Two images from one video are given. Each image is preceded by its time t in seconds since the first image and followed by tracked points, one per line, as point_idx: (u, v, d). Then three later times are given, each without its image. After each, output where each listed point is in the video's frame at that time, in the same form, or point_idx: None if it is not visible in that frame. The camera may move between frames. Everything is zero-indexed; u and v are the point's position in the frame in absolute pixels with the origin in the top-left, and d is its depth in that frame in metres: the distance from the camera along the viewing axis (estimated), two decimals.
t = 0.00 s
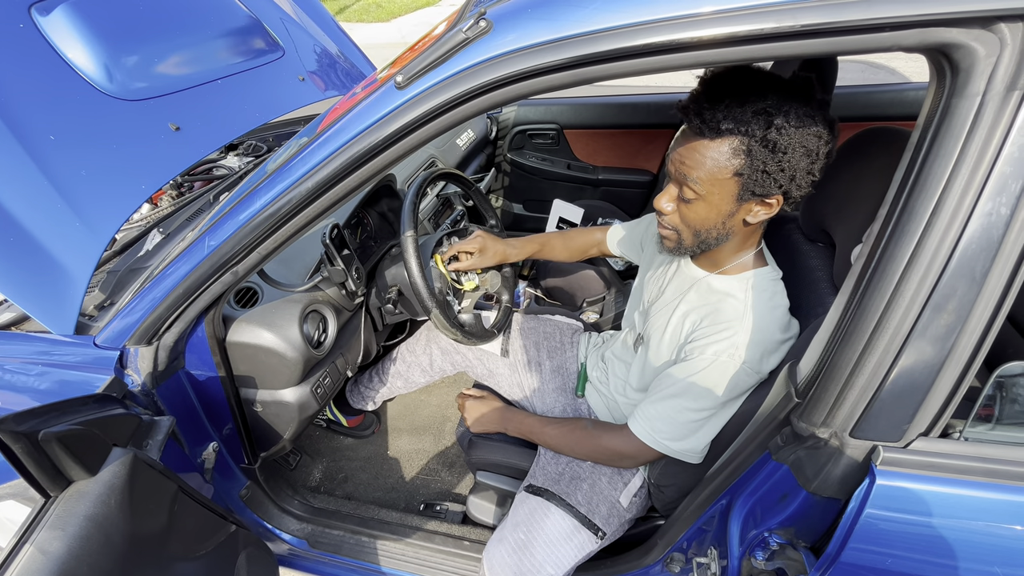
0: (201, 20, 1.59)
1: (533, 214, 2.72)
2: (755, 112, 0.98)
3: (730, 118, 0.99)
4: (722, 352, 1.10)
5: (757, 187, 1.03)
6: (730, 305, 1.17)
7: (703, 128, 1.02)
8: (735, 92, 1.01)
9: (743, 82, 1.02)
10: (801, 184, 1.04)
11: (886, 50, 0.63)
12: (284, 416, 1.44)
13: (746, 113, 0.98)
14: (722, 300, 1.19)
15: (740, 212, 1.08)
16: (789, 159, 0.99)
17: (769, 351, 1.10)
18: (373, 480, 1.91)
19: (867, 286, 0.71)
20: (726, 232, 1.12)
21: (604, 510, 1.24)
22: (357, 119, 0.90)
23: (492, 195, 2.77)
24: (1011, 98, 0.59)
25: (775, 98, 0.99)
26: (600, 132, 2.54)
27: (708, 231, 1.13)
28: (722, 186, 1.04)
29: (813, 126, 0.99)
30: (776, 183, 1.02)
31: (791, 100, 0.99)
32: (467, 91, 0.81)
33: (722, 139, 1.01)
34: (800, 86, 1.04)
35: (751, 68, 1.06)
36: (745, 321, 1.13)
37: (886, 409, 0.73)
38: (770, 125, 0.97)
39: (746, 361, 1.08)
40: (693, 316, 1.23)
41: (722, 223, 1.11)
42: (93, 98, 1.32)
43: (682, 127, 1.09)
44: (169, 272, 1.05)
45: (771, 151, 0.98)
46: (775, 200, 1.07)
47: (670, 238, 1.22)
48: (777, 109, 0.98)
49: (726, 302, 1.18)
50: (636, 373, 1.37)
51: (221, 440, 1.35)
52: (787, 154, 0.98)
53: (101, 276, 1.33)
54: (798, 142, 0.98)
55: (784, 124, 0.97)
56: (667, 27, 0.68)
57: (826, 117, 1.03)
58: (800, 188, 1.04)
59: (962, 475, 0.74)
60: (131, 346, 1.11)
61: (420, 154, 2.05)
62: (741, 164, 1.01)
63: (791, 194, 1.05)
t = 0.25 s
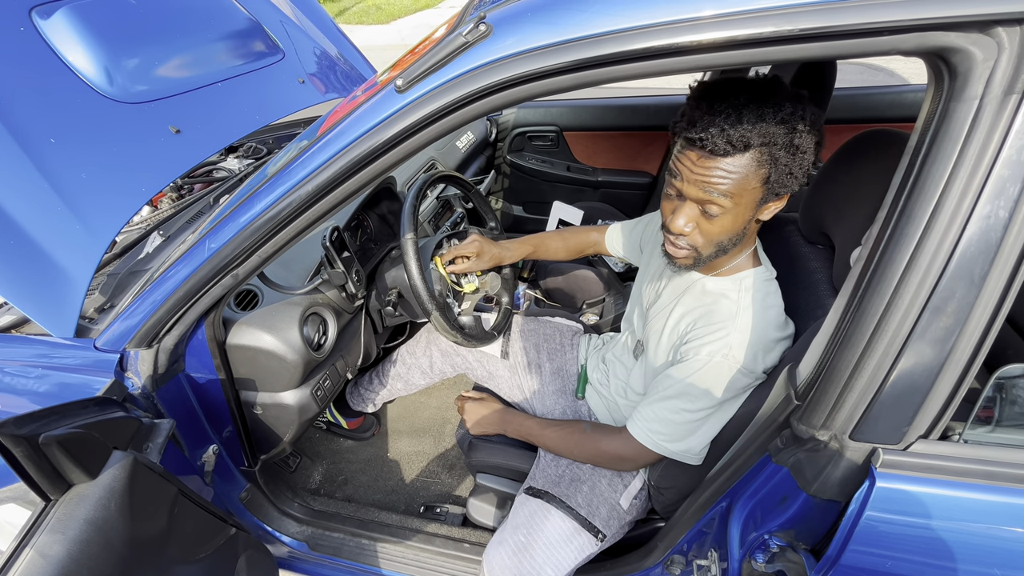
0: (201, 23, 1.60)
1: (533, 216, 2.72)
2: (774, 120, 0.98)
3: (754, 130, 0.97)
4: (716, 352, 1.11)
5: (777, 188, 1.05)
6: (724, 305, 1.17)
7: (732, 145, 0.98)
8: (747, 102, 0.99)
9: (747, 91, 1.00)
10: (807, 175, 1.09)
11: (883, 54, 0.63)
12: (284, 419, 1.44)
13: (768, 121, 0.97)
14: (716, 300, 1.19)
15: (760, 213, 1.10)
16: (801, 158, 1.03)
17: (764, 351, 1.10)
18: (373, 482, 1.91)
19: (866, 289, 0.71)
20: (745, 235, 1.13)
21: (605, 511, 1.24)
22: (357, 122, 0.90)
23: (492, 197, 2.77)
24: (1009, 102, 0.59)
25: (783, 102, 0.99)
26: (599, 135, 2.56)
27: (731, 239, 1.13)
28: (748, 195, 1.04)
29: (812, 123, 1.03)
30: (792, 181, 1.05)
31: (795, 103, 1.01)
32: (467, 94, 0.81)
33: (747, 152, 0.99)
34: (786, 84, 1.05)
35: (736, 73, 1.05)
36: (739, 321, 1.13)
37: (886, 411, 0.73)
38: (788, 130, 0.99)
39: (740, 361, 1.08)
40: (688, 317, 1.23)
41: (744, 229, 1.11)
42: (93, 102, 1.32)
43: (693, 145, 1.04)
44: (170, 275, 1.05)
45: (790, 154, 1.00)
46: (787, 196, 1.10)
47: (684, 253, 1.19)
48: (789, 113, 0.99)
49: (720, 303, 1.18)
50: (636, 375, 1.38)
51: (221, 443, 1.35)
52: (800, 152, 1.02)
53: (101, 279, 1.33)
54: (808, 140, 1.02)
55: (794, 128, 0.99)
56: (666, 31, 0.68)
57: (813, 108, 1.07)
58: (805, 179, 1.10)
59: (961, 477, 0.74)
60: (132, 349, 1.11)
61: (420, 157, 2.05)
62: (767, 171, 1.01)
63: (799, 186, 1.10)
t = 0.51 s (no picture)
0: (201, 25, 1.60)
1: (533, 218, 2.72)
2: (739, 105, 1.04)
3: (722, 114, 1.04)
4: (717, 347, 1.11)
5: (759, 166, 1.08)
6: (726, 301, 1.18)
7: (703, 126, 1.04)
8: (710, 94, 1.06)
9: (710, 85, 1.08)
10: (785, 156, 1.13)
11: (882, 56, 0.63)
12: (284, 420, 1.44)
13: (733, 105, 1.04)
14: (717, 296, 1.20)
15: (747, 195, 1.12)
16: (775, 139, 1.08)
17: (765, 346, 1.11)
18: (373, 484, 1.91)
19: (866, 290, 0.71)
20: (738, 222, 1.15)
21: (604, 514, 1.24)
22: (357, 124, 0.90)
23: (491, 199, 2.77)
24: (1007, 104, 0.59)
25: (744, 91, 1.07)
26: (598, 136, 2.56)
27: (725, 225, 1.13)
28: (731, 174, 1.07)
29: (777, 109, 1.09)
30: (771, 160, 1.09)
31: (756, 93, 1.08)
32: (467, 96, 0.81)
33: (721, 133, 1.04)
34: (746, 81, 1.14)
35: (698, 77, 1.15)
36: (740, 317, 1.14)
37: (885, 413, 0.73)
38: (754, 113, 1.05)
39: (741, 356, 1.09)
40: (688, 313, 1.23)
41: (735, 211, 1.12)
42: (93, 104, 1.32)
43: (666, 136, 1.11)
44: (169, 276, 1.05)
45: (762, 134, 1.05)
46: (771, 177, 1.13)
47: (681, 248, 1.19)
48: (750, 101, 1.06)
49: (721, 298, 1.19)
50: (637, 376, 1.38)
51: (220, 445, 1.35)
52: (772, 131, 1.07)
53: (101, 281, 1.33)
54: (776, 121, 1.08)
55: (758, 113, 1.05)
56: (666, 33, 0.68)
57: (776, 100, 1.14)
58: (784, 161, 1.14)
59: (962, 479, 0.74)
60: (130, 352, 1.11)
61: (419, 158, 2.06)
62: (745, 148, 1.05)
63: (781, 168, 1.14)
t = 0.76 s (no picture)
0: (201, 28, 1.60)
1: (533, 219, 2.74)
2: (713, 109, 1.05)
3: (698, 118, 1.04)
4: (715, 347, 1.11)
5: (741, 165, 1.09)
6: (722, 301, 1.18)
7: (681, 131, 1.04)
8: (684, 101, 1.07)
9: (683, 92, 1.09)
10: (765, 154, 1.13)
11: (882, 59, 0.63)
12: (284, 422, 1.44)
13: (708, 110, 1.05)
14: (711, 297, 1.20)
15: (732, 194, 1.12)
16: (753, 138, 1.08)
17: (762, 345, 1.12)
18: (373, 485, 1.91)
19: (865, 293, 0.71)
20: (725, 222, 1.14)
21: (605, 515, 1.24)
22: (357, 127, 0.91)
23: (491, 200, 2.77)
24: (1005, 107, 0.59)
25: (717, 96, 1.08)
26: (598, 137, 2.54)
27: (713, 225, 1.13)
28: (714, 176, 1.07)
29: (752, 110, 1.10)
30: (752, 159, 1.10)
31: (730, 96, 1.09)
32: (467, 99, 0.81)
33: (700, 137, 1.04)
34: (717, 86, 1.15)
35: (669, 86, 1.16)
36: (738, 317, 1.14)
37: (885, 415, 0.73)
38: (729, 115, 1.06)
39: (741, 356, 1.09)
40: (686, 313, 1.23)
41: (722, 211, 1.12)
42: (93, 107, 1.32)
43: (645, 145, 1.11)
44: (170, 279, 1.06)
45: (740, 134, 1.06)
46: (753, 175, 1.14)
47: (672, 253, 1.18)
48: (725, 104, 1.07)
49: (716, 299, 1.19)
50: (637, 379, 1.38)
51: (221, 447, 1.35)
52: (750, 131, 1.07)
53: (101, 283, 1.33)
54: (752, 120, 1.09)
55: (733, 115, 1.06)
56: (666, 36, 0.68)
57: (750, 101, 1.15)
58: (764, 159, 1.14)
59: (963, 481, 0.74)
60: (131, 354, 1.10)
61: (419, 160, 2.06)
62: (724, 149, 1.05)
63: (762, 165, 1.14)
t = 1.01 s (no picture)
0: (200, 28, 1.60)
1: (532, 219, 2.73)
2: (716, 107, 1.05)
3: (700, 117, 1.04)
4: (716, 347, 1.11)
5: (742, 165, 1.08)
6: (722, 302, 1.18)
7: (683, 129, 1.05)
8: (687, 100, 1.07)
9: (688, 91, 1.09)
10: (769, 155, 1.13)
11: (881, 59, 0.63)
12: (284, 423, 1.43)
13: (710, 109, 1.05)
14: (712, 297, 1.20)
15: (732, 194, 1.12)
16: (755, 138, 1.08)
17: (762, 346, 1.12)
18: (372, 486, 1.91)
19: (865, 293, 0.71)
20: (726, 221, 1.14)
21: (605, 516, 1.24)
22: (356, 127, 0.90)
23: (491, 201, 2.77)
24: (1005, 107, 0.59)
25: (720, 95, 1.08)
26: (598, 137, 2.54)
27: (713, 225, 1.13)
28: (715, 175, 1.07)
29: (755, 110, 1.10)
30: (754, 160, 1.09)
31: (733, 95, 1.09)
32: (466, 100, 0.81)
33: (701, 136, 1.05)
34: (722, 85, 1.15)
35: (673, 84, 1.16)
36: (738, 318, 1.14)
37: (885, 415, 0.73)
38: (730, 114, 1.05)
39: (740, 356, 1.09)
40: (686, 314, 1.23)
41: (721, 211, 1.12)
42: (92, 107, 1.32)
43: (648, 142, 1.12)
44: (169, 279, 1.05)
45: (741, 134, 1.06)
46: (755, 176, 1.14)
47: (672, 251, 1.18)
48: (727, 103, 1.07)
49: (716, 299, 1.19)
50: (637, 380, 1.37)
51: (220, 448, 1.35)
52: (752, 132, 1.07)
53: (100, 284, 1.33)
54: (755, 120, 1.08)
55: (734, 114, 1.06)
56: (665, 36, 0.68)
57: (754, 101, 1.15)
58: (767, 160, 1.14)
59: (963, 481, 0.73)
60: (129, 355, 1.10)
61: (419, 161, 2.06)
62: (725, 148, 1.05)
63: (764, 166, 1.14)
